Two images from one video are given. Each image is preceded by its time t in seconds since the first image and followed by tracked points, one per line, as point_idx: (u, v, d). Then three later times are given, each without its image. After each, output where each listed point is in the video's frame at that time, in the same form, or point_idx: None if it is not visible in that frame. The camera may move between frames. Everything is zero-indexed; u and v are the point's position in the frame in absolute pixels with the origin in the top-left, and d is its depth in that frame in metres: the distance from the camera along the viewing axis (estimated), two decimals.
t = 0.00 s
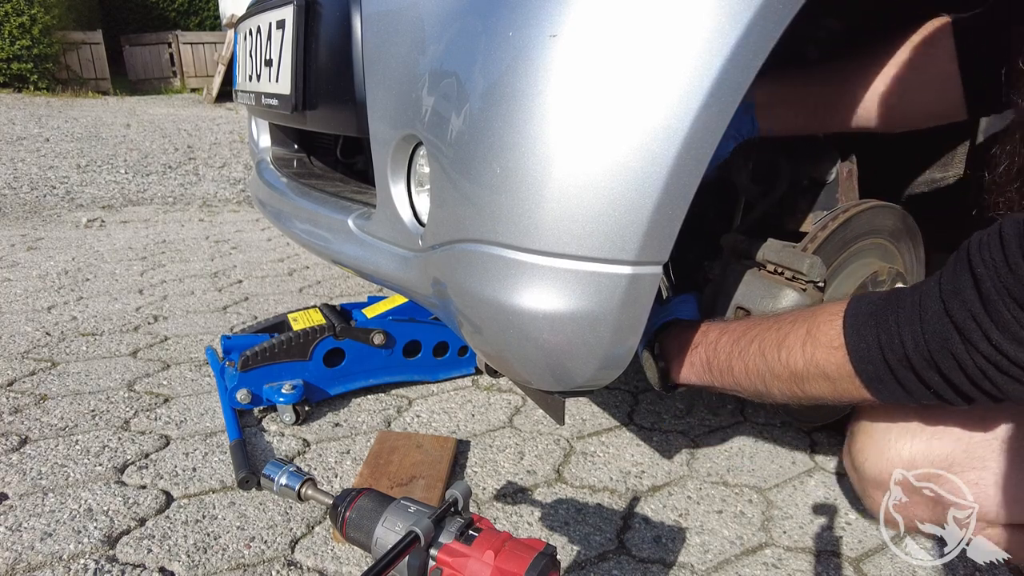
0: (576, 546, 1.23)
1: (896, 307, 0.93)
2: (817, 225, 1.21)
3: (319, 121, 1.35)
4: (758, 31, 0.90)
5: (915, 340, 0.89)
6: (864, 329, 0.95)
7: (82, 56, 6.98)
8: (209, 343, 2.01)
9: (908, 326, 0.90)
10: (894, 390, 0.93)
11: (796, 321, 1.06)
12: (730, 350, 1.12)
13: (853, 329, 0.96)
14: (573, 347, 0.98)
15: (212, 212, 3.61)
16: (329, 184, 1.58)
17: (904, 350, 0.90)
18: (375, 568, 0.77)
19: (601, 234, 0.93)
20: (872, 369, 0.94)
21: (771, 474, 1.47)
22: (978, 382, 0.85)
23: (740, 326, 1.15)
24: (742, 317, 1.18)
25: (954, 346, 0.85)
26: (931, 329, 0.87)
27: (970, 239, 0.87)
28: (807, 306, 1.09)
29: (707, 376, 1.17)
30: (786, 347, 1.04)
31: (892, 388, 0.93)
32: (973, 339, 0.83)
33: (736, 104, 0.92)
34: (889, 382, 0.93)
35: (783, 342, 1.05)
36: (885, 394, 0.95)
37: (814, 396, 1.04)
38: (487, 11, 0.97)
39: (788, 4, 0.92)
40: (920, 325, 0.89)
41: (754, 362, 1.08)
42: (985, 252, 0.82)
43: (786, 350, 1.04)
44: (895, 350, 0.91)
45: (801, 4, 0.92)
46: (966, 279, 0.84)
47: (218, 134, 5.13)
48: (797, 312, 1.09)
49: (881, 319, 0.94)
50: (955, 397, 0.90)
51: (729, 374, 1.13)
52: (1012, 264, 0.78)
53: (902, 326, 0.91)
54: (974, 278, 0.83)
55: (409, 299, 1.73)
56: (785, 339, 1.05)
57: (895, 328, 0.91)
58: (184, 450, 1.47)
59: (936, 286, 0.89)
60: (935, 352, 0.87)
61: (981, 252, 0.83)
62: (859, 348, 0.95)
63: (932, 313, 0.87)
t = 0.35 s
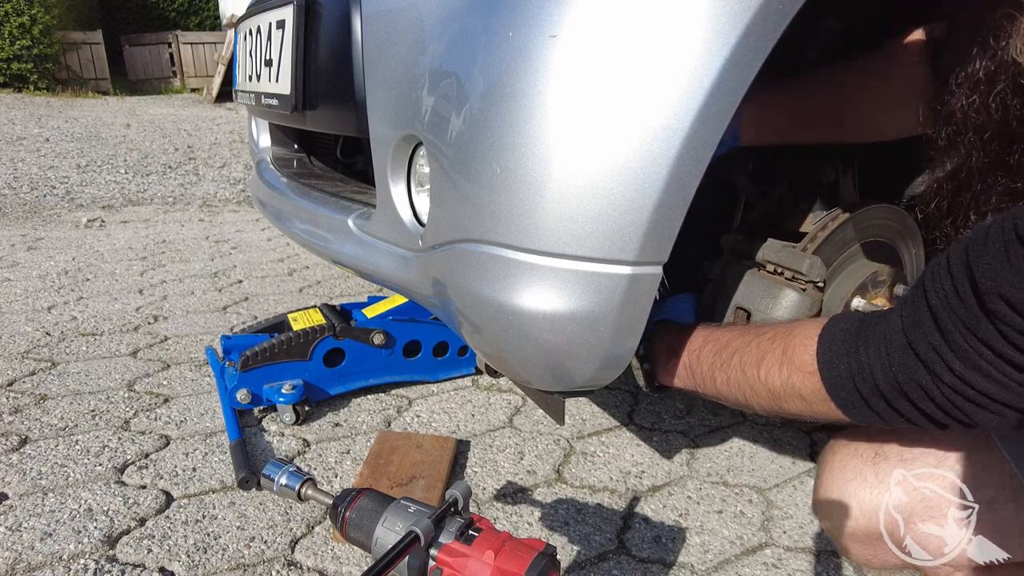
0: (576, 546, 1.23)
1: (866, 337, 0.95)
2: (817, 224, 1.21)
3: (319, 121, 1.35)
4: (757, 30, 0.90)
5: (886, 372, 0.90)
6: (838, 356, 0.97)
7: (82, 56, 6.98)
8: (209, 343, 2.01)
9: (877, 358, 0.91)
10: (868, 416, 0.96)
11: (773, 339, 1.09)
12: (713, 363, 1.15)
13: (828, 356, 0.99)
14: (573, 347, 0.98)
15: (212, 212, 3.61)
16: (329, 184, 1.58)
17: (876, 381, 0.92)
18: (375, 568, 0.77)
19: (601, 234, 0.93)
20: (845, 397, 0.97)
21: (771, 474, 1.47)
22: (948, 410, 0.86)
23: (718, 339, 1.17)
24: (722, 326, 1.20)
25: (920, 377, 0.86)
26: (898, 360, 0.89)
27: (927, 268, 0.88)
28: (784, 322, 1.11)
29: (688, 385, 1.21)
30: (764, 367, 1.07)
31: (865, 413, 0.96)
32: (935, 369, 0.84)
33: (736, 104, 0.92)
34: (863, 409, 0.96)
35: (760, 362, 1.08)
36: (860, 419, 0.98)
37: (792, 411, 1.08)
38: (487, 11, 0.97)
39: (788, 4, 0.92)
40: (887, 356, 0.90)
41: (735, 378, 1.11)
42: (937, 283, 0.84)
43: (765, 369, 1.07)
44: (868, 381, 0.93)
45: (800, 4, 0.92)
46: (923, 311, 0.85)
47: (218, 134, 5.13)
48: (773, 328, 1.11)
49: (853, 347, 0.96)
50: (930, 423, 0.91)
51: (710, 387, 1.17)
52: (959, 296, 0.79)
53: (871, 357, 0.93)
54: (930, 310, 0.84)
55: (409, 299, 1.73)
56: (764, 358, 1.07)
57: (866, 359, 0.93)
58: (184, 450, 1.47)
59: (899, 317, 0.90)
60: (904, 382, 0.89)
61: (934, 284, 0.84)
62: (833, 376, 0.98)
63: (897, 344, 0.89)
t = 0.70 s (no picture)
0: (576, 546, 1.23)
1: (869, 346, 0.93)
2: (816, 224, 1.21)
3: (319, 121, 1.35)
4: (757, 31, 0.90)
5: (889, 383, 0.89)
6: (842, 366, 0.96)
7: (81, 56, 6.98)
8: (209, 343, 2.01)
9: (880, 369, 0.90)
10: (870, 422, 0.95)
11: (776, 348, 1.07)
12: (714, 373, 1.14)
13: (830, 365, 0.97)
14: (573, 347, 0.98)
15: (212, 212, 3.61)
16: (329, 184, 1.58)
17: (879, 391, 0.90)
18: (375, 568, 0.77)
19: (601, 234, 0.92)
20: (850, 406, 0.95)
21: (771, 474, 1.47)
22: (952, 418, 0.85)
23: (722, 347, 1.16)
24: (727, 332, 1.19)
25: (925, 385, 0.85)
26: (900, 370, 0.88)
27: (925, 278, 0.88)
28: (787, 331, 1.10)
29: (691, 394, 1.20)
30: (768, 378, 1.06)
31: (867, 418, 0.95)
32: (938, 377, 0.83)
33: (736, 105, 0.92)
34: (865, 416, 0.94)
35: (764, 373, 1.06)
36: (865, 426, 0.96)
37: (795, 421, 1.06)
38: (486, 11, 0.97)
39: (788, 3, 0.92)
40: (889, 365, 0.89)
41: (737, 389, 1.10)
42: (937, 291, 0.83)
43: (768, 381, 1.05)
44: (872, 391, 0.92)
45: (800, 4, 0.92)
46: (924, 319, 0.84)
47: (217, 134, 5.13)
48: (776, 338, 1.09)
49: (857, 355, 0.95)
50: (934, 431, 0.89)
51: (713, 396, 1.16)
52: (960, 305, 0.79)
53: (874, 367, 0.91)
54: (930, 318, 0.83)
55: (409, 299, 1.73)
56: (766, 369, 1.06)
57: (869, 368, 0.92)
58: (184, 450, 1.47)
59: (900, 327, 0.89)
60: (908, 391, 0.87)
61: (934, 293, 0.83)
62: (836, 386, 0.96)
63: (898, 354, 0.88)
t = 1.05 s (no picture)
0: (576, 546, 1.23)
1: (858, 341, 0.94)
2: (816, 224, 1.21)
3: (319, 121, 1.35)
4: (757, 31, 0.90)
5: (880, 375, 0.90)
6: (832, 362, 0.97)
7: (82, 56, 6.98)
8: (209, 343, 2.01)
9: (870, 362, 0.91)
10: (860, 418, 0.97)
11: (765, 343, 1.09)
12: (698, 372, 1.15)
13: (820, 363, 0.99)
14: (572, 347, 0.98)
15: (212, 212, 3.61)
16: (329, 184, 1.58)
17: (871, 385, 0.91)
18: (375, 568, 0.77)
19: (601, 234, 0.93)
20: (842, 404, 0.97)
21: (771, 474, 1.47)
22: (941, 408, 0.86)
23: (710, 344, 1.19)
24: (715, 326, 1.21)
25: (915, 377, 0.86)
26: (891, 362, 0.89)
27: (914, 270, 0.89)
28: (772, 329, 1.11)
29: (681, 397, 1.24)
30: (758, 376, 1.07)
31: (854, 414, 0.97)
32: (927, 368, 0.84)
33: (736, 105, 0.92)
34: (854, 410, 0.96)
35: (752, 370, 1.08)
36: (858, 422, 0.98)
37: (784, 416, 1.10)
38: (486, 11, 0.97)
39: (788, 3, 0.92)
40: (880, 358, 0.90)
41: (726, 390, 1.12)
42: (924, 282, 0.84)
43: (758, 380, 1.07)
44: (864, 386, 0.93)
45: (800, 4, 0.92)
46: (912, 311, 0.85)
47: (217, 135, 5.13)
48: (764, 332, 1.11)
49: (850, 350, 0.95)
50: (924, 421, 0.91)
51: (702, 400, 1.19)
52: (947, 295, 0.80)
53: (865, 361, 0.92)
54: (918, 310, 0.84)
55: (409, 299, 1.73)
56: (756, 367, 1.08)
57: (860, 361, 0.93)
58: (184, 450, 1.47)
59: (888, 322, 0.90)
60: (899, 384, 0.88)
61: (921, 284, 0.84)
62: (826, 383, 0.97)
63: (889, 348, 0.89)
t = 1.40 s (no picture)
0: (576, 546, 1.23)
1: (945, 410, 0.93)
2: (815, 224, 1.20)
3: (319, 121, 1.35)
4: (757, 32, 0.90)
5: (982, 447, 0.88)
6: (924, 440, 0.94)
7: (82, 56, 6.98)
8: (209, 343, 2.01)
9: (966, 436, 0.89)
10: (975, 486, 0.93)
11: (848, 435, 1.06)
12: (795, 466, 1.14)
13: (914, 445, 0.96)
14: (573, 347, 0.98)
15: (212, 212, 3.61)
16: (329, 184, 1.58)
17: (973, 457, 0.89)
18: (375, 568, 0.77)
19: (601, 234, 0.92)
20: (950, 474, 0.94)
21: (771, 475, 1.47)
22: None
23: (792, 438, 1.16)
24: (791, 427, 1.18)
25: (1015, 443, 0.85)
26: (986, 432, 0.87)
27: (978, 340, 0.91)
28: (852, 411, 1.08)
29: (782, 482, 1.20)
30: (853, 467, 1.04)
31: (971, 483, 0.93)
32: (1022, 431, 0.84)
33: (736, 105, 0.92)
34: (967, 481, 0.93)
35: (847, 463, 1.05)
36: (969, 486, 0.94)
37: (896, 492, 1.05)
38: (486, 11, 0.97)
39: (788, 3, 0.91)
40: (971, 427, 0.89)
41: (825, 480, 1.09)
42: (995, 349, 0.86)
43: (854, 468, 1.04)
44: (964, 458, 0.90)
45: (800, 4, 0.92)
46: (991, 378, 0.86)
47: (217, 134, 5.13)
48: (844, 419, 1.08)
49: (937, 421, 0.94)
50: None
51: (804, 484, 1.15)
52: (1019, 349, 0.83)
53: (959, 432, 0.90)
54: (996, 375, 0.86)
55: (409, 299, 1.73)
56: (849, 458, 1.04)
57: (952, 434, 0.91)
58: (184, 450, 1.47)
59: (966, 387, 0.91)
60: (1001, 454, 0.87)
61: (992, 348, 0.87)
62: (926, 462, 0.95)
63: (978, 417, 0.88)
